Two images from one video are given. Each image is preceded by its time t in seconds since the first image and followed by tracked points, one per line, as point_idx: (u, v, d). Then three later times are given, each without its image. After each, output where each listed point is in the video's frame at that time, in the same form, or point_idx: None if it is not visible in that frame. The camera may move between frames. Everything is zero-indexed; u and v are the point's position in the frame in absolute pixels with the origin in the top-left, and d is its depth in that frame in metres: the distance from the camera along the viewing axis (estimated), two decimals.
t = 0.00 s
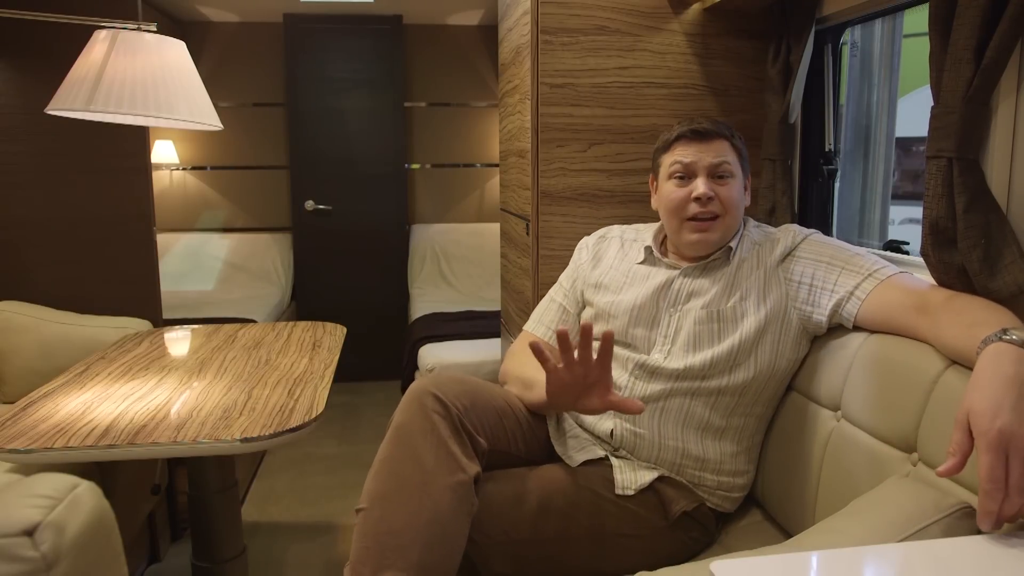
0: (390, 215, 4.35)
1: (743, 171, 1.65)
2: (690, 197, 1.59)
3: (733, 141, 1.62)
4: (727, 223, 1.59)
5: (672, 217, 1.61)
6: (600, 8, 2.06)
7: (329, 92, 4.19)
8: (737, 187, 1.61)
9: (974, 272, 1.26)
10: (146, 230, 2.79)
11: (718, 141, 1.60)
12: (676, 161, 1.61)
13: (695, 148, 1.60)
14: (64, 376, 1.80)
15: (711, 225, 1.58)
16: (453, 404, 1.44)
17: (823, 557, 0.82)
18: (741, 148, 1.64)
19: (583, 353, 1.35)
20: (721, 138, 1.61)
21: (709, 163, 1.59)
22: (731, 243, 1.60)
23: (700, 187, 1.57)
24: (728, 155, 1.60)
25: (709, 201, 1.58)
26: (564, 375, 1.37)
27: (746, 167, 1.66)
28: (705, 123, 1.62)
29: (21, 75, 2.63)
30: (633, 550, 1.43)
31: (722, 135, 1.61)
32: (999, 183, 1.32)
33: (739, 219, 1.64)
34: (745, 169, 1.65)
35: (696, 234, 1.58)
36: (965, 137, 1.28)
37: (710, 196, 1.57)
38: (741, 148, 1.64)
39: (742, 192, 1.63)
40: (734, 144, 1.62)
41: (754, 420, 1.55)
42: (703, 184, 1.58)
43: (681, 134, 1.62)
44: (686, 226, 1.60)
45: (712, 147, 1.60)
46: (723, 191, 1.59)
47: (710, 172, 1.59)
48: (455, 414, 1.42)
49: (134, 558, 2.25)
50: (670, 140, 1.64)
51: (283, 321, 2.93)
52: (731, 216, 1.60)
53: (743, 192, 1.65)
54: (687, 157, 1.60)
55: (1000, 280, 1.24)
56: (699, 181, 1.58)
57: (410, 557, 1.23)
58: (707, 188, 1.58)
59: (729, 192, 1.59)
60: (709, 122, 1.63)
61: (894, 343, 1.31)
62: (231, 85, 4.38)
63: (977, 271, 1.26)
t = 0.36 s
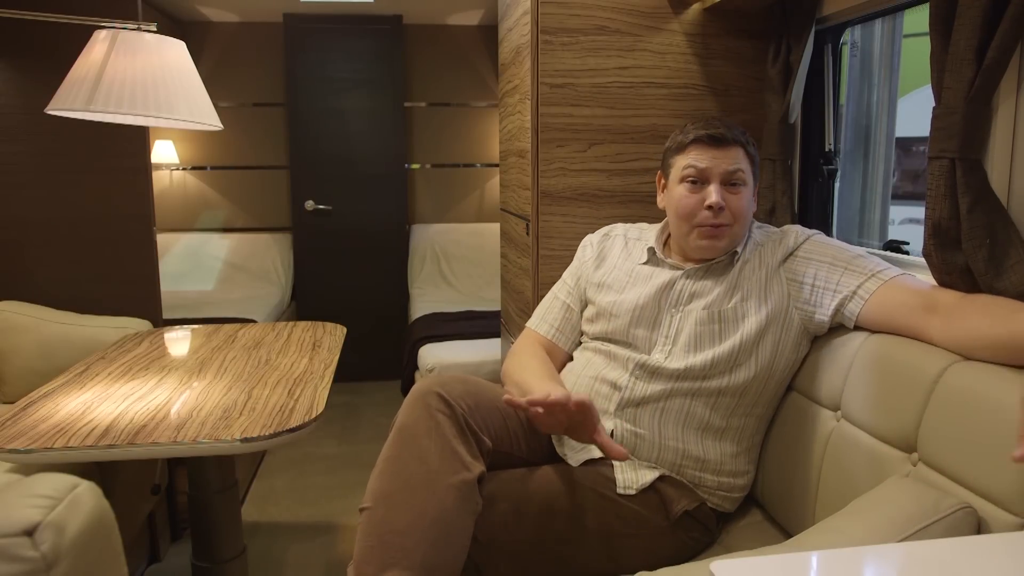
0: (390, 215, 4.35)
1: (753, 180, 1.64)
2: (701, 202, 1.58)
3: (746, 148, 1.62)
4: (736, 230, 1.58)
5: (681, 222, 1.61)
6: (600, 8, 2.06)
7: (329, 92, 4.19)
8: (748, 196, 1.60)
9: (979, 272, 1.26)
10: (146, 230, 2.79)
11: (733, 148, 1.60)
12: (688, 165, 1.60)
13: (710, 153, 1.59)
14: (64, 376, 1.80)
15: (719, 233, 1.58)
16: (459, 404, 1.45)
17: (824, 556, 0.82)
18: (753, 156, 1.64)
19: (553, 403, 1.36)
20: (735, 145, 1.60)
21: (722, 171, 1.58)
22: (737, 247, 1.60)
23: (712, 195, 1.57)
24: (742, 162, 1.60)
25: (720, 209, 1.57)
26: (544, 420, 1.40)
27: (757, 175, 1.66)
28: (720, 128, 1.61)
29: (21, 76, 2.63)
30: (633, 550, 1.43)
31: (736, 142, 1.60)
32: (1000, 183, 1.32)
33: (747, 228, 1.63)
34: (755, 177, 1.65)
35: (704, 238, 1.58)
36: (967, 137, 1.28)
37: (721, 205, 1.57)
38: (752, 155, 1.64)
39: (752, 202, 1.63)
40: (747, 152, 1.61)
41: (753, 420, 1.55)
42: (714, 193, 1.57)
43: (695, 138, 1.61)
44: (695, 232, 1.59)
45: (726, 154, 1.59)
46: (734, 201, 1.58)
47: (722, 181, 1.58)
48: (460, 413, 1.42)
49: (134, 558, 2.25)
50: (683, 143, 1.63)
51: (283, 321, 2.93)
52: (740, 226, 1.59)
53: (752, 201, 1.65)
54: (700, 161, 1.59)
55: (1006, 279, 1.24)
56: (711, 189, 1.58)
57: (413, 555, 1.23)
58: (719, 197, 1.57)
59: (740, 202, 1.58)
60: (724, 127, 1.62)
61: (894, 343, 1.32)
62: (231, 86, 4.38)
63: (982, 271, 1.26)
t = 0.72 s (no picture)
0: (390, 215, 4.35)
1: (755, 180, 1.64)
2: (702, 202, 1.59)
3: (749, 148, 1.62)
4: (735, 230, 1.59)
5: (681, 219, 1.61)
6: (600, 8, 2.06)
7: (329, 92, 4.19)
8: (749, 196, 1.61)
9: (979, 272, 1.26)
10: (147, 230, 2.79)
11: (737, 148, 1.59)
12: (690, 164, 1.60)
13: (712, 152, 1.59)
14: (64, 376, 1.80)
15: (719, 233, 1.58)
16: (455, 405, 1.44)
17: (824, 556, 0.82)
18: (756, 155, 1.64)
19: (594, 455, 1.36)
20: (739, 145, 1.60)
21: (725, 171, 1.58)
22: (736, 247, 1.60)
23: (712, 195, 1.57)
24: (744, 162, 1.60)
25: (720, 209, 1.57)
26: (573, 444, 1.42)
27: (759, 174, 1.66)
28: (725, 127, 1.61)
29: (21, 76, 2.63)
30: (633, 549, 1.43)
31: (740, 142, 1.60)
32: (1000, 183, 1.32)
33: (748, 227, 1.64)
34: (757, 177, 1.65)
35: (703, 238, 1.59)
36: (967, 137, 1.28)
37: (722, 205, 1.57)
38: (755, 154, 1.64)
39: (753, 202, 1.63)
40: (750, 152, 1.61)
41: (753, 420, 1.55)
42: (716, 192, 1.57)
43: (699, 136, 1.60)
44: (694, 230, 1.60)
45: (729, 154, 1.59)
46: (735, 201, 1.58)
47: (725, 180, 1.58)
48: (456, 415, 1.42)
49: (134, 558, 2.25)
50: (687, 140, 1.63)
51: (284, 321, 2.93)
52: (740, 225, 1.59)
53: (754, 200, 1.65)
54: (702, 161, 1.59)
55: (1005, 280, 1.24)
56: (713, 188, 1.58)
57: (410, 557, 1.23)
58: (719, 196, 1.57)
59: (741, 202, 1.59)
60: (728, 127, 1.61)
61: (894, 343, 1.32)
62: (231, 86, 4.38)
63: (982, 272, 1.26)
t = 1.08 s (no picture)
0: (390, 215, 4.35)
1: (755, 180, 1.64)
2: (698, 197, 1.60)
3: (750, 147, 1.62)
4: (730, 226, 1.59)
5: (677, 214, 1.63)
6: (600, 8, 2.06)
7: (329, 92, 4.19)
8: (747, 194, 1.61)
9: (981, 272, 1.26)
10: (147, 230, 2.79)
11: (737, 147, 1.60)
12: (689, 159, 1.62)
13: (711, 149, 1.60)
14: (64, 376, 1.79)
15: (713, 228, 1.59)
16: (457, 411, 1.44)
17: (824, 556, 0.82)
18: (757, 155, 1.64)
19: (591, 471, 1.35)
20: (739, 143, 1.60)
21: (723, 168, 1.59)
22: (735, 246, 1.60)
23: (708, 189, 1.58)
24: (743, 159, 1.60)
25: (715, 204, 1.58)
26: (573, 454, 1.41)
27: (760, 175, 1.66)
28: (726, 125, 1.62)
29: (21, 76, 2.63)
30: (633, 550, 1.43)
31: (741, 141, 1.61)
32: (1000, 183, 1.32)
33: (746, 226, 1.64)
34: (758, 177, 1.65)
35: (698, 232, 1.59)
36: (967, 137, 1.28)
37: (718, 200, 1.58)
38: (757, 154, 1.64)
39: (752, 201, 1.63)
40: (751, 151, 1.61)
41: (754, 421, 1.55)
42: (713, 187, 1.58)
43: (700, 132, 1.62)
44: (689, 224, 1.61)
45: (728, 151, 1.59)
46: (731, 198, 1.59)
47: (722, 177, 1.59)
48: (459, 420, 1.42)
49: (134, 558, 2.25)
50: (688, 136, 1.64)
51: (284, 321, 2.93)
52: (736, 222, 1.60)
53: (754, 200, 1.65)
54: (701, 157, 1.60)
55: (1007, 280, 1.24)
56: (710, 183, 1.59)
57: (409, 563, 1.23)
58: (715, 191, 1.58)
59: (738, 199, 1.59)
60: (730, 125, 1.62)
61: (895, 343, 1.32)
62: (231, 86, 4.38)
63: (983, 272, 1.26)
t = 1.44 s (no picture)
0: (390, 215, 4.35)
1: (756, 184, 1.64)
2: (694, 200, 1.60)
3: (750, 151, 1.61)
4: (727, 231, 1.59)
5: (675, 216, 1.63)
6: (600, 8, 2.06)
7: (329, 92, 4.19)
8: (746, 198, 1.60)
9: (982, 272, 1.26)
10: (147, 230, 2.79)
11: (736, 151, 1.59)
12: (688, 163, 1.62)
13: (710, 152, 1.60)
14: (64, 376, 1.79)
15: (708, 232, 1.59)
16: (453, 404, 1.44)
17: (824, 557, 0.82)
18: (759, 159, 1.63)
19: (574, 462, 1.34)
20: (739, 147, 1.60)
21: (720, 172, 1.58)
22: (734, 249, 1.60)
23: (704, 193, 1.58)
24: (742, 163, 1.59)
25: (711, 208, 1.58)
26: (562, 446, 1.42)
27: (763, 178, 1.65)
28: (727, 129, 1.61)
29: (21, 75, 2.63)
30: (633, 549, 1.43)
31: (741, 145, 1.60)
32: (999, 183, 1.32)
33: (745, 231, 1.63)
34: (759, 181, 1.64)
35: (693, 236, 1.60)
36: (967, 137, 1.28)
37: (714, 204, 1.58)
38: (759, 158, 1.63)
39: (752, 205, 1.62)
40: (751, 155, 1.61)
41: (752, 422, 1.55)
42: (709, 191, 1.58)
43: (700, 136, 1.62)
44: (686, 228, 1.61)
45: (727, 155, 1.59)
46: (728, 202, 1.58)
47: (720, 181, 1.59)
48: (455, 413, 1.42)
49: (134, 558, 2.25)
50: (689, 139, 1.64)
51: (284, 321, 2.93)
52: (732, 226, 1.59)
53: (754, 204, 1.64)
54: (699, 160, 1.60)
55: (1008, 279, 1.24)
56: (707, 187, 1.58)
57: (405, 555, 1.23)
58: (711, 195, 1.58)
59: (735, 203, 1.59)
60: (732, 128, 1.61)
61: (895, 343, 1.32)
62: (231, 86, 4.38)
63: (983, 271, 1.26)
